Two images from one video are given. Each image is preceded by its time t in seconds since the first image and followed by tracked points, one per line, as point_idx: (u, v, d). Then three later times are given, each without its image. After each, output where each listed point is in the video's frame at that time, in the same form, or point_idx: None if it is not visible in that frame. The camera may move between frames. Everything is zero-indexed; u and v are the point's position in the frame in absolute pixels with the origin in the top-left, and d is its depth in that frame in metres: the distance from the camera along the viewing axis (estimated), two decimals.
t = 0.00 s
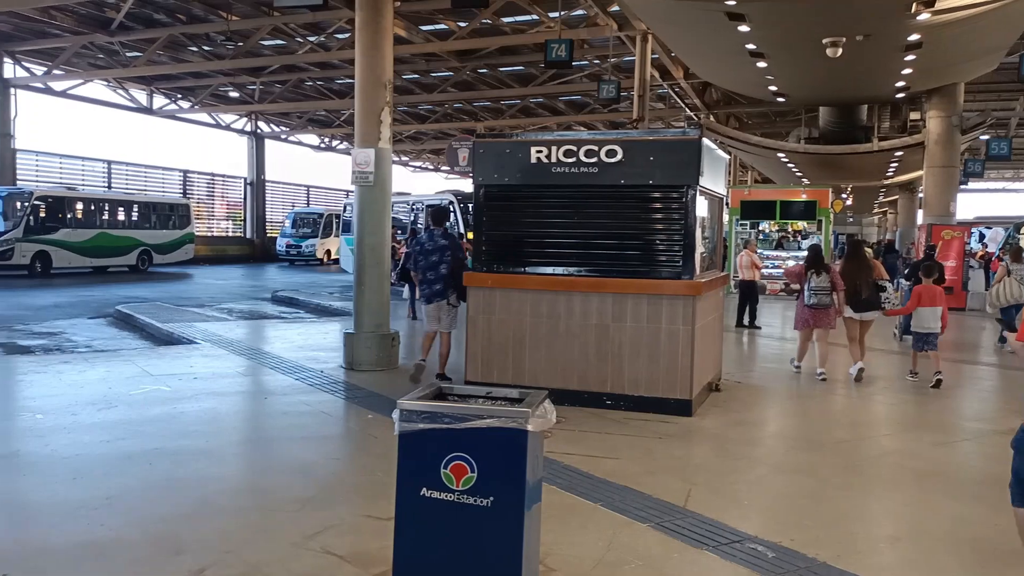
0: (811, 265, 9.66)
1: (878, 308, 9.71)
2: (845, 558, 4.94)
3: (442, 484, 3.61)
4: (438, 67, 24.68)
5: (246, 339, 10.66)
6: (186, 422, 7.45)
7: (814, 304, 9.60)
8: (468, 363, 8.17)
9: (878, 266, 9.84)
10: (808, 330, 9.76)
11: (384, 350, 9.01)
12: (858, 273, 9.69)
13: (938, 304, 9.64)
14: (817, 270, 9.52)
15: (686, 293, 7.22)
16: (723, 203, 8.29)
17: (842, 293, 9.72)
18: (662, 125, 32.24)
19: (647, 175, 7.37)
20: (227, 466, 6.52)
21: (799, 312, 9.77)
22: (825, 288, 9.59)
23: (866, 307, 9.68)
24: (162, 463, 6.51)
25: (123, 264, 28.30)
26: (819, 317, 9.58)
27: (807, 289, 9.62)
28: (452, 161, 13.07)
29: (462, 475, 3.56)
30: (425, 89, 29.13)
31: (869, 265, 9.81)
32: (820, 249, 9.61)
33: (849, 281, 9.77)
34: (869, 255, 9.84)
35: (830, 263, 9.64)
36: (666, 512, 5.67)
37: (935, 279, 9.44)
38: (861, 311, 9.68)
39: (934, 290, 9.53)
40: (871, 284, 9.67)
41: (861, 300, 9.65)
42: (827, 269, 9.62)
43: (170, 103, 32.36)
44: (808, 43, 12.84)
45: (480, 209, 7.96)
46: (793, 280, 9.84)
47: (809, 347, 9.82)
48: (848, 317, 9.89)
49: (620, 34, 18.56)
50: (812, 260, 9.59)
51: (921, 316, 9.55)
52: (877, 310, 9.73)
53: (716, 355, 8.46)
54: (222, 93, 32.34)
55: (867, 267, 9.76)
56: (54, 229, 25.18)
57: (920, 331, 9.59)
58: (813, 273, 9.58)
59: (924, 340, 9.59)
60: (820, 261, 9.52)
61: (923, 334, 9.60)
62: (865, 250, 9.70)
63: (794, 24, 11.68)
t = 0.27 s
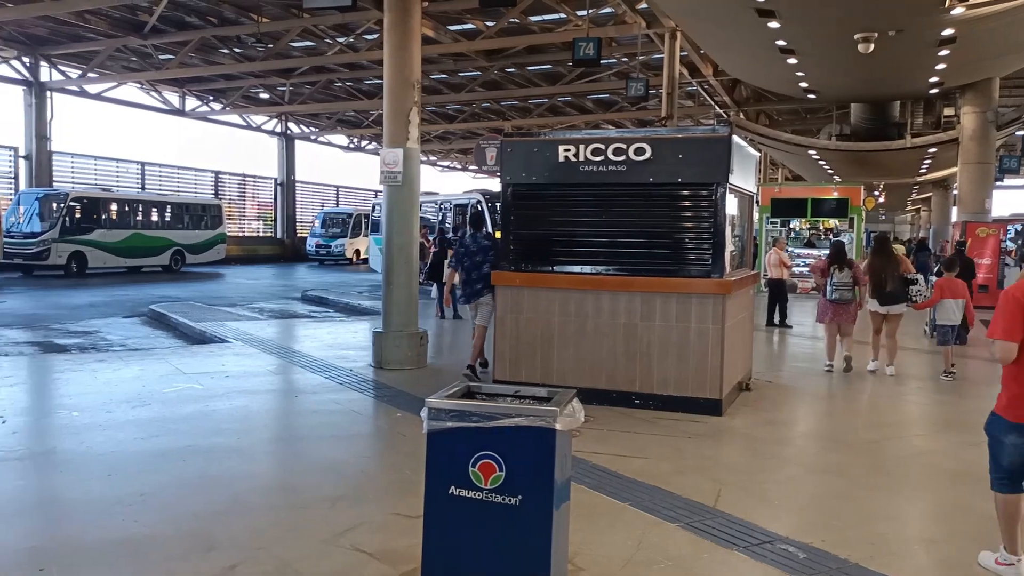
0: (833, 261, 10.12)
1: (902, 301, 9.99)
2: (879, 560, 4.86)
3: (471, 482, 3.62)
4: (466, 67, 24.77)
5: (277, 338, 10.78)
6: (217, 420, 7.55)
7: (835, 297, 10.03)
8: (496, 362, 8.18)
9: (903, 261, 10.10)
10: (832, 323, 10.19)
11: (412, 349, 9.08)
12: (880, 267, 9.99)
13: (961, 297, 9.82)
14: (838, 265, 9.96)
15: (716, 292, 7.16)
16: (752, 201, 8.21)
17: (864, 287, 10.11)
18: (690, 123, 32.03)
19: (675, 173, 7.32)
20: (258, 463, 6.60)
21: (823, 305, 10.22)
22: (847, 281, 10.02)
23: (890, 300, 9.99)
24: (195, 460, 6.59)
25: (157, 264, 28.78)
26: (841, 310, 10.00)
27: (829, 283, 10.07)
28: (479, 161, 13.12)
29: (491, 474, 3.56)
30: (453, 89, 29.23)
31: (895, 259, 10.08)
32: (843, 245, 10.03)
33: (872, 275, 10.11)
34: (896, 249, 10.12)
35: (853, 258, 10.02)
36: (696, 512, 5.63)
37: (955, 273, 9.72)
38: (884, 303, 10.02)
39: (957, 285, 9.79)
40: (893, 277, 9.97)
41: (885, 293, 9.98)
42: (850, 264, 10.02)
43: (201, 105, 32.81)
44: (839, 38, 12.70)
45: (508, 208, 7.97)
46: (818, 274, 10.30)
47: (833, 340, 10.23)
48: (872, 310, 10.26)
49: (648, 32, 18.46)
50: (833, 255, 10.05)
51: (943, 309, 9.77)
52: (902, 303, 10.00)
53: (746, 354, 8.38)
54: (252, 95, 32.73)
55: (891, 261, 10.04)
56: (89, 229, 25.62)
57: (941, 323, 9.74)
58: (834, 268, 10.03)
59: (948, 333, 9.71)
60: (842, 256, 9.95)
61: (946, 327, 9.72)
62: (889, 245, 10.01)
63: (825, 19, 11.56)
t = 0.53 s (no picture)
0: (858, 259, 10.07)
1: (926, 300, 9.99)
2: (910, 562, 4.78)
3: (497, 481, 3.61)
4: (492, 65, 24.82)
5: (304, 337, 10.87)
6: (247, 418, 7.63)
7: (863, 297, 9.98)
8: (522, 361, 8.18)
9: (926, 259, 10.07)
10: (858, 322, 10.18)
11: (439, 347, 9.10)
12: (906, 267, 9.91)
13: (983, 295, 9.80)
14: (865, 265, 9.92)
15: (744, 291, 7.10)
16: (780, 198, 8.12)
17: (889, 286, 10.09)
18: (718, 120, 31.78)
19: (703, 171, 7.26)
20: (286, 461, 6.65)
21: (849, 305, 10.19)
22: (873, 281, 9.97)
23: (914, 300, 9.99)
24: (224, 458, 6.66)
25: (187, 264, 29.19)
26: (868, 310, 9.98)
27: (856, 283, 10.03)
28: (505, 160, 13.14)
29: (516, 473, 3.55)
30: (480, 88, 29.28)
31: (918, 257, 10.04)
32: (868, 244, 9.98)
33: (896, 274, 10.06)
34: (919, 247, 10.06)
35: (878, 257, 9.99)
36: (724, 513, 5.58)
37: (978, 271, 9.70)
38: (909, 303, 10.02)
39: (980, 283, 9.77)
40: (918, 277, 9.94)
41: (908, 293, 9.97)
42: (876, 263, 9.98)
43: (231, 106, 33.18)
44: (868, 34, 12.55)
45: (534, 206, 7.96)
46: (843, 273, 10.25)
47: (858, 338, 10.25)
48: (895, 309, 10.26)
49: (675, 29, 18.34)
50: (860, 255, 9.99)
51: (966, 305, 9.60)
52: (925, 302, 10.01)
53: (775, 353, 8.30)
54: (280, 95, 33.03)
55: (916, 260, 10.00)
56: (121, 229, 26.11)
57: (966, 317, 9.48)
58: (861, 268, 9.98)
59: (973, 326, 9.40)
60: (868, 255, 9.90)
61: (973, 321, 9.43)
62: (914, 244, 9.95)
63: (855, 14, 11.42)
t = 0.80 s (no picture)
0: (884, 257, 10.02)
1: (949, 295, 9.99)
2: (940, 563, 4.70)
3: (520, 480, 3.58)
4: (515, 64, 24.80)
5: (328, 335, 10.92)
6: (272, 416, 7.68)
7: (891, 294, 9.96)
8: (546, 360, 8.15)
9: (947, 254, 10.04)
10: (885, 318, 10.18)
11: (462, 346, 9.10)
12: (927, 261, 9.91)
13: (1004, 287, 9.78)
14: (892, 262, 9.87)
15: (770, 289, 7.02)
16: (807, 195, 8.03)
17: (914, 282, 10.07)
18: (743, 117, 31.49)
19: (728, 167, 7.19)
20: (310, 459, 6.67)
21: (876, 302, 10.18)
22: (900, 278, 9.94)
23: (937, 294, 9.98)
24: (248, 456, 6.69)
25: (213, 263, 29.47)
26: (895, 307, 9.97)
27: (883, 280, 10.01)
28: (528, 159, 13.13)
29: (540, 472, 3.53)
30: (502, 86, 29.28)
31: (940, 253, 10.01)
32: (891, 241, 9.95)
33: (920, 269, 10.02)
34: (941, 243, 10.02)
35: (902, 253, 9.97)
36: (750, 513, 5.51)
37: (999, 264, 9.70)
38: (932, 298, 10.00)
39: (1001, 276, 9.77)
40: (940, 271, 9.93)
41: (932, 288, 9.96)
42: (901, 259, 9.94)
43: (256, 107, 33.43)
44: (896, 29, 12.40)
45: (557, 205, 7.92)
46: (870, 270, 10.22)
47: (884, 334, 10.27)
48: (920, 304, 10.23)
49: (700, 25, 18.20)
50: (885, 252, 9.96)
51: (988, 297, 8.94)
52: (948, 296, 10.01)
53: (802, 352, 8.22)
54: (305, 95, 33.23)
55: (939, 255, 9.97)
56: (148, 229, 26.40)
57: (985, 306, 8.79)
58: (887, 265, 9.95)
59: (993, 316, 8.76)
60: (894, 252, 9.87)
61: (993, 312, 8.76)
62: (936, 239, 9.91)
63: (883, 9, 11.28)
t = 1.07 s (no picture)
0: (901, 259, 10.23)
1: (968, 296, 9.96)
2: (965, 567, 4.65)
3: (540, 480, 3.59)
4: (535, 63, 24.81)
5: (349, 333, 10.99)
6: (293, 414, 7.73)
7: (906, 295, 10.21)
8: (565, 359, 8.15)
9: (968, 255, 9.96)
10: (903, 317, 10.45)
11: (481, 345, 9.12)
12: (946, 263, 9.91)
13: None
14: (907, 265, 10.06)
15: (792, 288, 6.98)
16: (830, 194, 7.97)
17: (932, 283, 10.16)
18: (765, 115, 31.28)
19: (750, 166, 7.15)
20: (331, 457, 6.71)
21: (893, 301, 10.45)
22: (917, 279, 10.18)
23: (957, 295, 9.98)
24: (270, 453, 6.75)
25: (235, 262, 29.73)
26: (912, 308, 10.21)
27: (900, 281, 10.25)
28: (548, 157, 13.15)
29: (560, 472, 3.53)
30: (523, 85, 29.29)
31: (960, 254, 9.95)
32: (908, 243, 10.07)
33: (939, 270, 10.03)
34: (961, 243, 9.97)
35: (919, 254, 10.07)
36: (771, 514, 5.48)
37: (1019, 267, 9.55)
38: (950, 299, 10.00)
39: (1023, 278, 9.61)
40: (958, 274, 9.92)
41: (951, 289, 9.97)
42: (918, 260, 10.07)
43: (278, 106, 33.66)
44: (922, 27, 12.27)
45: (577, 203, 7.91)
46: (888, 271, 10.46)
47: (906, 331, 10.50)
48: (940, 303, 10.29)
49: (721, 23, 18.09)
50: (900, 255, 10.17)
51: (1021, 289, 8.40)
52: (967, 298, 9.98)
53: (824, 352, 8.16)
54: (326, 95, 33.43)
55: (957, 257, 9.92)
56: (172, 228, 26.66)
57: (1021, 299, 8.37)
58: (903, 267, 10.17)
59: None
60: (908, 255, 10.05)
61: None
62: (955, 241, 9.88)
63: (908, 6, 11.18)
